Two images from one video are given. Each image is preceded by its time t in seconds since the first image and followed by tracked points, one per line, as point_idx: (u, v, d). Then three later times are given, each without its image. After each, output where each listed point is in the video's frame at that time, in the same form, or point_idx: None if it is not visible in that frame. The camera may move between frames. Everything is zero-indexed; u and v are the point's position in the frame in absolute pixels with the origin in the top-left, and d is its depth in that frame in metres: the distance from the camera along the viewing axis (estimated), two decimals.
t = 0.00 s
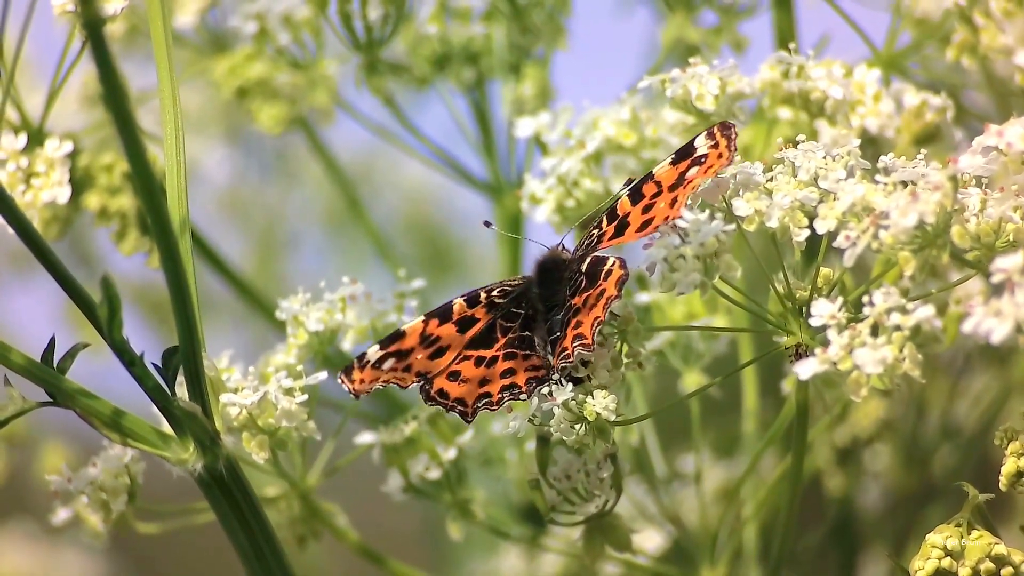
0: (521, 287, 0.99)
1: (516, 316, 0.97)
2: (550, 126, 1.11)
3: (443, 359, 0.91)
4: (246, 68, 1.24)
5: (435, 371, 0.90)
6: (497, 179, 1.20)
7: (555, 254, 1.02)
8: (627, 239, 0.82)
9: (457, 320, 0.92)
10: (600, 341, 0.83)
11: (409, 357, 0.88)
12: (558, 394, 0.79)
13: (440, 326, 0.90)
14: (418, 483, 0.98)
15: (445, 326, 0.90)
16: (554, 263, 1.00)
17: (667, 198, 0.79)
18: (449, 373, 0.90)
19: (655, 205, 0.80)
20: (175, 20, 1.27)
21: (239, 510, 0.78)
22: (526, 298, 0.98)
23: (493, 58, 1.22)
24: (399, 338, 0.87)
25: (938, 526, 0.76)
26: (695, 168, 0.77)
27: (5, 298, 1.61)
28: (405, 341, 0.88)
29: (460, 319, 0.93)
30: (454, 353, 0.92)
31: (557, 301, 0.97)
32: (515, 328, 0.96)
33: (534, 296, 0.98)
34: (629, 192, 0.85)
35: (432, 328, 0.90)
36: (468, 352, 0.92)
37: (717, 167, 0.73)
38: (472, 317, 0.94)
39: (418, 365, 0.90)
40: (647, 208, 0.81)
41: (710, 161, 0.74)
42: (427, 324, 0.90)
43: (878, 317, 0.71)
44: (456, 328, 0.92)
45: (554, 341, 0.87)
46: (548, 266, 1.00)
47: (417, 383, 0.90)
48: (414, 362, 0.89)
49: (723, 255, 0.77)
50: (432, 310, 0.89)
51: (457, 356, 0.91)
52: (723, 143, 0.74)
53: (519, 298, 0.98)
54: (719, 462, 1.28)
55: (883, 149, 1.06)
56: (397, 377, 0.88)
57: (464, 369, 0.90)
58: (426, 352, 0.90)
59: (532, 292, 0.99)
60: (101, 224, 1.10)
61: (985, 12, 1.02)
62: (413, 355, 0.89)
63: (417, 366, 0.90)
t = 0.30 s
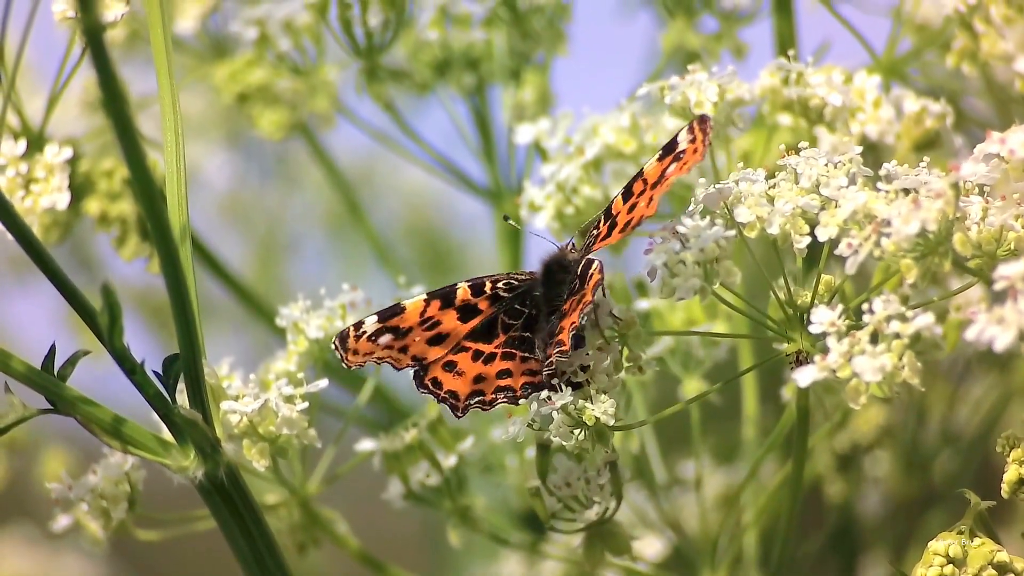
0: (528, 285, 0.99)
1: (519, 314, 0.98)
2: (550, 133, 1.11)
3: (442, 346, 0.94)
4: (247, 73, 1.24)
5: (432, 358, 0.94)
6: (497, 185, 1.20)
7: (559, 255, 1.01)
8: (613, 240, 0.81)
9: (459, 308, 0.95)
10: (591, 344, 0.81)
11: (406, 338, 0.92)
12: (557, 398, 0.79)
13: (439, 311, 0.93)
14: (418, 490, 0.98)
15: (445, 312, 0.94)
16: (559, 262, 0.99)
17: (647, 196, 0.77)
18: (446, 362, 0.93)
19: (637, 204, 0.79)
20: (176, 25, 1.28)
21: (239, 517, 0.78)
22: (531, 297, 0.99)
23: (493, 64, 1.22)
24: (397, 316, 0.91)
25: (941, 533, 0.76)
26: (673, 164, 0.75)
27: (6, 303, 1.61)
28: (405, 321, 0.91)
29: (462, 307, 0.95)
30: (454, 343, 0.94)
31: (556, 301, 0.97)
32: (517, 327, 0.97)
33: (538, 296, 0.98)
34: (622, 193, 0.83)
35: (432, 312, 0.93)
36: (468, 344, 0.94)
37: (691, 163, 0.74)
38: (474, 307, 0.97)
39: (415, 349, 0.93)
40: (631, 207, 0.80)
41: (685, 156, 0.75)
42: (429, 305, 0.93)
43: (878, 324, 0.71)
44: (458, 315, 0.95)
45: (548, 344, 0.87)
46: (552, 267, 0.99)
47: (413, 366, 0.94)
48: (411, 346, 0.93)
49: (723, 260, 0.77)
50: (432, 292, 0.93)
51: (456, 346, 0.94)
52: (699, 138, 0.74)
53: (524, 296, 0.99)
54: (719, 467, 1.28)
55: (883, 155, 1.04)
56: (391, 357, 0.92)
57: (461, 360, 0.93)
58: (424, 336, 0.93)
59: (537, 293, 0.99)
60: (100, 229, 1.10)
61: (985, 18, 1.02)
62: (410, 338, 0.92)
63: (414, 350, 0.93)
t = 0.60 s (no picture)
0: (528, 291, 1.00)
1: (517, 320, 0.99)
2: (550, 136, 1.11)
3: (435, 344, 0.97)
4: (246, 76, 1.24)
5: (425, 356, 0.97)
6: (497, 189, 1.20)
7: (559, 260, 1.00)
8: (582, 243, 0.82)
9: (455, 307, 0.97)
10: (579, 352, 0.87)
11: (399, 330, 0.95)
12: (558, 406, 0.79)
13: (433, 306, 0.95)
14: (417, 494, 0.97)
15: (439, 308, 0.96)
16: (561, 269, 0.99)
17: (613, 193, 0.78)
18: (438, 361, 0.96)
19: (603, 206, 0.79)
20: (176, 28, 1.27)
21: (239, 521, 0.78)
22: (529, 305, 0.99)
23: (493, 67, 1.21)
24: (390, 303, 0.94)
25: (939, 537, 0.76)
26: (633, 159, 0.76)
27: (6, 306, 1.61)
28: (397, 311, 0.94)
29: (459, 307, 0.98)
30: (447, 342, 0.97)
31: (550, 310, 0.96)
32: (512, 334, 0.99)
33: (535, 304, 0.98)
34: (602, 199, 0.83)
35: (428, 306, 0.95)
36: (461, 344, 0.97)
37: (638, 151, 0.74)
38: (470, 307, 0.98)
39: (408, 344, 0.96)
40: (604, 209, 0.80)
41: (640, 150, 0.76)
42: (425, 299, 0.95)
43: (879, 329, 0.71)
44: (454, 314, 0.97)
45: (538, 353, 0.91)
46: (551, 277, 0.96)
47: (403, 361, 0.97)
48: (403, 340, 0.96)
49: (722, 266, 0.76)
50: (427, 286, 0.95)
51: (449, 346, 0.97)
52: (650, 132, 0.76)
53: (523, 303, 1.00)
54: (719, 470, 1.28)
55: (883, 158, 1.05)
56: (383, 350, 0.95)
57: (453, 362, 0.96)
58: (418, 331, 0.96)
59: (535, 301, 0.98)
60: (100, 233, 1.10)
61: (985, 21, 1.03)
62: (402, 332, 0.95)
63: (407, 345, 0.96)
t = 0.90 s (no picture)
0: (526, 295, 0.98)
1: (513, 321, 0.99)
2: (548, 137, 1.10)
3: (430, 335, 0.97)
4: (245, 77, 1.24)
5: (420, 347, 0.98)
6: (496, 190, 1.20)
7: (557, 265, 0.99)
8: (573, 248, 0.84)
9: (453, 303, 0.97)
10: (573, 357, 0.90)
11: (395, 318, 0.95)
12: (557, 407, 0.79)
13: (430, 298, 0.96)
14: (416, 495, 0.97)
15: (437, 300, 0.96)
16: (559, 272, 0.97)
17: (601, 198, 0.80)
18: (433, 354, 0.97)
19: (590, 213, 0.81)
20: (174, 30, 1.27)
21: (238, 523, 0.78)
22: (526, 308, 0.98)
23: (491, 68, 1.21)
24: (390, 292, 0.94)
25: (939, 538, 0.76)
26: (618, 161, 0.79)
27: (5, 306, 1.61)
28: (394, 300, 0.94)
29: (456, 303, 0.97)
30: (443, 334, 0.98)
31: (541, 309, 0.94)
32: (509, 336, 0.98)
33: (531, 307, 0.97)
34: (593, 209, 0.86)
35: (425, 298, 0.96)
36: (456, 339, 0.98)
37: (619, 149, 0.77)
38: (468, 303, 0.98)
39: (403, 332, 0.96)
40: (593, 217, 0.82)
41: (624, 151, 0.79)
42: (423, 290, 0.95)
43: (877, 330, 0.71)
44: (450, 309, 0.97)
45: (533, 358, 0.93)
46: (546, 282, 0.96)
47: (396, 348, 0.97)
48: (399, 328, 0.96)
49: (721, 268, 0.77)
50: (426, 277, 0.95)
51: (444, 339, 0.98)
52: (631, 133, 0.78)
53: (520, 306, 0.99)
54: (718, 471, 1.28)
55: (882, 159, 1.05)
56: (379, 336, 0.95)
57: (448, 356, 0.97)
58: (414, 320, 0.96)
59: (532, 304, 0.97)
60: (98, 234, 1.10)
61: (984, 22, 1.03)
62: (398, 320, 0.96)
63: (402, 334, 0.96)
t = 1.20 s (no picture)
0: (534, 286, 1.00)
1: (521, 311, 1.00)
2: (551, 135, 1.11)
3: (435, 324, 0.97)
4: (248, 76, 1.24)
5: (427, 334, 0.97)
6: (498, 188, 1.21)
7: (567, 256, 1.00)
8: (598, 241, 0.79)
9: (462, 289, 0.98)
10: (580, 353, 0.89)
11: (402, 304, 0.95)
12: (561, 403, 0.79)
13: (439, 283, 0.96)
14: (420, 492, 0.97)
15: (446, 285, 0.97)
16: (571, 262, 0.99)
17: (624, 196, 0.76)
18: (438, 341, 0.96)
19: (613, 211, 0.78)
20: (176, 28, 1.27)
21: (241, 519, 0.78)
22: (534, 298, 1.00)
23: (494, 67, 1.22)
24: (400, 275, 0.94)
25: (943, 535, 0.76)
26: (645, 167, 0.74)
27: (6, 304, 1.61)
28: (403, 284, 0.94)
29: (465, 290, 0.98)
30: (450, 322, 0.97)
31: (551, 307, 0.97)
32: (516, 326, 1.00)
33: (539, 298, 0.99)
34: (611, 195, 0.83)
35: (434, 283, 0.95)
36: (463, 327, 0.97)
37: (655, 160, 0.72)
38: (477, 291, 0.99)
39: (409, 318, 0.96)
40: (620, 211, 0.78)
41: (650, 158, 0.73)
42: (431, 276, 0.95)
43: (881, 328, 0.71)
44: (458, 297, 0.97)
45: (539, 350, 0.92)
46: (557, 272, 0.97)
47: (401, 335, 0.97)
48: (405, 314, 0.95)
49: (725, 265, 0.76)
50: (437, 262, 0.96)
51: (451, 327, 0.97)
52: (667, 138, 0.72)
53: (529, 295, 1.01)
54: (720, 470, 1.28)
55: (884, 157, 1.04)
56: (385, 322, 0.95)
57: (453, 345, 0.96)
58: (421, 307, 0.96)
59: (540, 294, 0.99)
60: (101, 232, 1.10)
61: (987, 21, 1.03)
62: (405, 306, 0.95)
63: (409, 320, 0.96)
